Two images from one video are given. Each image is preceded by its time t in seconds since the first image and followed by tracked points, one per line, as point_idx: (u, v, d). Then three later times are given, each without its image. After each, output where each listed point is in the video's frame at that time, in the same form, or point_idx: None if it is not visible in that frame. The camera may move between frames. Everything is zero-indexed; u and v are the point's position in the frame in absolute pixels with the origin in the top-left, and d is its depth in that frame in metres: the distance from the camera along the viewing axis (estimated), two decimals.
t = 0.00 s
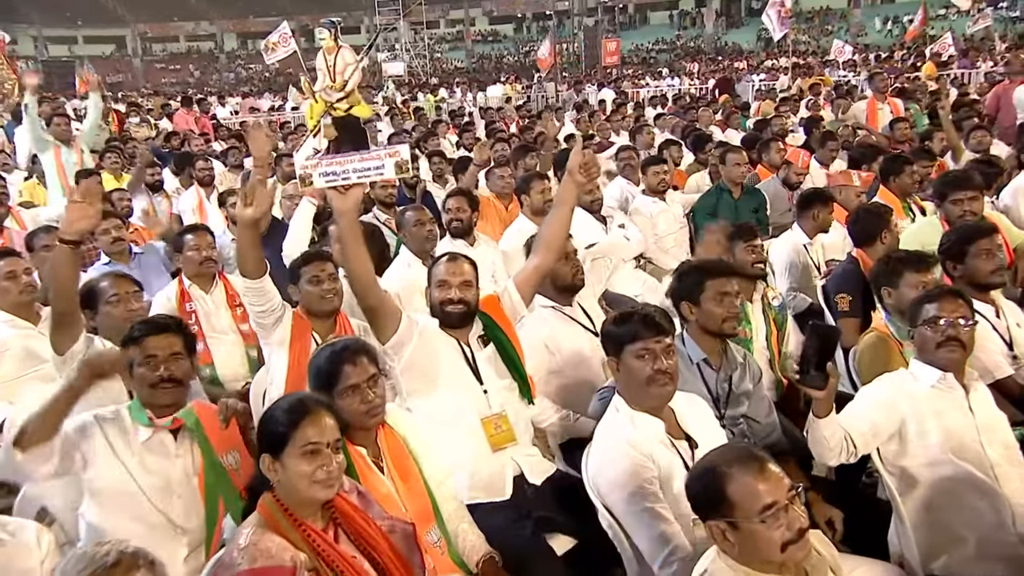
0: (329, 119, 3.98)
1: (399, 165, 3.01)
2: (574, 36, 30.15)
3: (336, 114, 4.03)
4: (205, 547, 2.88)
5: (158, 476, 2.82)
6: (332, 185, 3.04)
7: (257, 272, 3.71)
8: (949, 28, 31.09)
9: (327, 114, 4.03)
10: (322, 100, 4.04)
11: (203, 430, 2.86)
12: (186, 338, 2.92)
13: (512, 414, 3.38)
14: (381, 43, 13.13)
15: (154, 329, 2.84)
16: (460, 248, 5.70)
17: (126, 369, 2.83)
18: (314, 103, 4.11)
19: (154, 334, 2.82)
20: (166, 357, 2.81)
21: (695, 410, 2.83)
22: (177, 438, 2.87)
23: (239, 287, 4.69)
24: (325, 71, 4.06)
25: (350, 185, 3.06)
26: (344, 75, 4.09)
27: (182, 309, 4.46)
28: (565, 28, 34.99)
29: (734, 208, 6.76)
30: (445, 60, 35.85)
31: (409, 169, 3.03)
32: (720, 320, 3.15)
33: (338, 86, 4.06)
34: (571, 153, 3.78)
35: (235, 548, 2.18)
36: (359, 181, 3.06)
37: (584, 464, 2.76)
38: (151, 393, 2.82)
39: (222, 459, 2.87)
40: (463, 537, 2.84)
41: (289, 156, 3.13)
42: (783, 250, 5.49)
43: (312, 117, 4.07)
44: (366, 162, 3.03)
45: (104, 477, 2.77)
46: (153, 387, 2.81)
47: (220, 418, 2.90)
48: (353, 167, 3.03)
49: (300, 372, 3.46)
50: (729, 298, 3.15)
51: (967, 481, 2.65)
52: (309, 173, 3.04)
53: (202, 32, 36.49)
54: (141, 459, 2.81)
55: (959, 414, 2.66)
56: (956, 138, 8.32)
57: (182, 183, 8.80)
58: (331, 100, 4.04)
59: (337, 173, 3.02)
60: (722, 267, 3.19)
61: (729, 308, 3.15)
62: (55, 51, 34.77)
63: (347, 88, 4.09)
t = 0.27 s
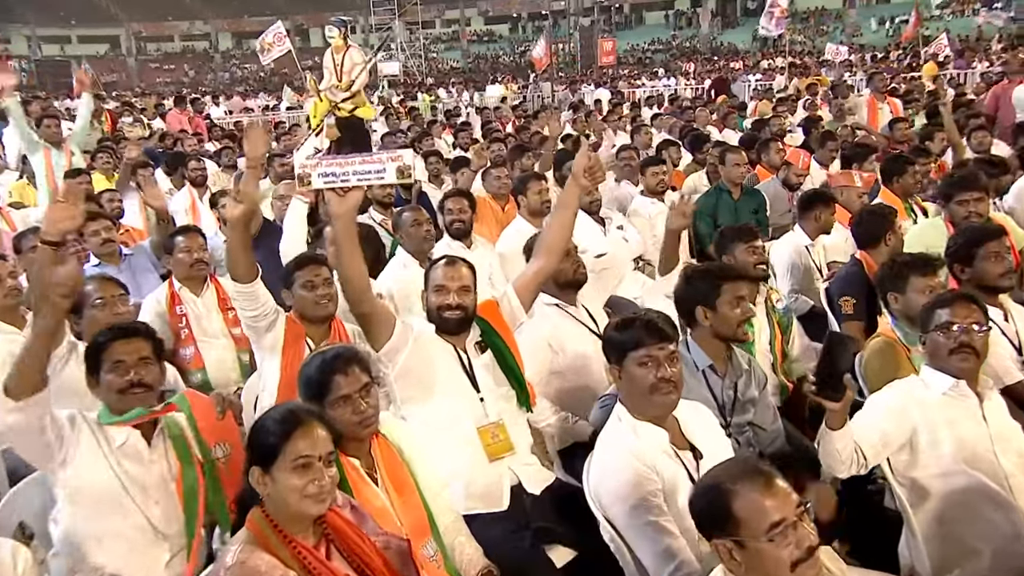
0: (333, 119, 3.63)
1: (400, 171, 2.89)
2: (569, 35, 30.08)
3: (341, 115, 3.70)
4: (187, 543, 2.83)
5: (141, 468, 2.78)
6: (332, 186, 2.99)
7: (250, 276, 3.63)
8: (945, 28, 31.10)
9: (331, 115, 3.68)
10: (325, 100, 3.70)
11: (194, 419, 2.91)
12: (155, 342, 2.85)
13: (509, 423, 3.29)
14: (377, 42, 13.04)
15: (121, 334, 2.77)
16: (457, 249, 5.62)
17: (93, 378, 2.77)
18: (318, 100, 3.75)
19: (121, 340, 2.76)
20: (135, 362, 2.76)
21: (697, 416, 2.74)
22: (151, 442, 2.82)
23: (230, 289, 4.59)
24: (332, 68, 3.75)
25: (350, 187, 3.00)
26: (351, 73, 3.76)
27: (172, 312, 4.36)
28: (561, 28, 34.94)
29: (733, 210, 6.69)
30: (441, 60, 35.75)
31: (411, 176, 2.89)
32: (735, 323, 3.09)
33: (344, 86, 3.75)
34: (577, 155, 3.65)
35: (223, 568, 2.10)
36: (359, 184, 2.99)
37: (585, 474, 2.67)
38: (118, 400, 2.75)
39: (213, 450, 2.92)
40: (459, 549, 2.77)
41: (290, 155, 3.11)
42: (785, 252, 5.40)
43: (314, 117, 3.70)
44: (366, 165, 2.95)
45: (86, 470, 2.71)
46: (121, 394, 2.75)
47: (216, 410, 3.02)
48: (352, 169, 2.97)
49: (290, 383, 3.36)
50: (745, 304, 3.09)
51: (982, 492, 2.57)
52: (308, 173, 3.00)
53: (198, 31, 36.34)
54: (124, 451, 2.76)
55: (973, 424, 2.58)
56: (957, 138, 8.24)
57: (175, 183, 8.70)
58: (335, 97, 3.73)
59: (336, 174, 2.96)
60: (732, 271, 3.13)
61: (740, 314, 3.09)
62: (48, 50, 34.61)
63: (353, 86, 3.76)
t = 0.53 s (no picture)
0: (337, 110, 3.45)
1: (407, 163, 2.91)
2: (565, 35, 29.99)
3: (344, 105, 3.51)
4: (168, 554, 2.70)
5: (114, 482, 2.64)
6: (335, 180, 2.95)
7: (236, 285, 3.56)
8: (940, 28, 31.08)
9: (335, 105, 3.51)
10: (328, 91, 3.54)
11: (168, 432, 2.77)
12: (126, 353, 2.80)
13: (510, 433, 3.18)
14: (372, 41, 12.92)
15: (92, 344, 2.72)
16: (455, 252, 5.53)
17: (61, 391, 2.69)
18: (321, 92, 3.58)
19: (92, 351, 2.71)
20: (109, 374, 2.71)
21: (706, 427, 2.63)
22: (121, 454, 2.68)
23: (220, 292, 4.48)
24: (336, 57, 3.60)
25: (353, 181, 2.96)
26: (356, 62, 3.59)
27: (161, 317, 4.25)
28: (557, 28, 34.85)
29: (733, 210, 6.60)
30: (436, 60, 35.62)
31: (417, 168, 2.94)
32: (744, 330, 2.99)
33: (348, 77, 3.59)
34: (583, 159, 3.57)
35: None
36: (362, 177, 2.95)
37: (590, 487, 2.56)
38: (90, 411, 2.68)
39: (192, 462, 2.77)
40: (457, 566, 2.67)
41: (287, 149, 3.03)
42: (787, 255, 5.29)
43: (317, 108, 3.53)
44: (370, 158, 2.93)
45: (56, 481, 2.58)
46: (94, 407, 2.69)
47: (195, 422, 2.88)
48: (356, 162, 2.93)
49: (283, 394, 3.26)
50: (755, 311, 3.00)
51: (1002, 508, 2.50)
52: (311, 167, 2.94)
53: (192, 31, 36.13)
54: (94, 463, 2.62)
55: (994, 436, 2.50)
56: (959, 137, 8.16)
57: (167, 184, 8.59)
58: (339, 88, 3.56)
59: (340, 168, 2.92)
60: (744, 276, 3.04)
61: (750, 318, 3.00)
62: (41, 50, 34.41)
63: (358, 75, 3.60)
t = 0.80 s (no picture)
0: (340, 112, 3.33)
1: (410, 169, 2.90)
2: (562, 35, 29.91)
3: (348, 107, 3.38)
4: (150, 570, 2.61)
5: (93, 496, 2.53)
6: (335, 184, 2.92)
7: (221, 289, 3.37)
8: (937, 28, 31.05)
9: (337, 108, 3.36)
10: (332, 91, 3.41)
11: (141, 441, 2.64)
12: (100, 362, 2.69)
13: (513, 445, 3.08)
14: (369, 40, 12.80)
15: (62, 357, 2.61)
16: (453, 255, 5.43)
17: (34, 406, 2.60)
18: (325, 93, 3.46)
19: (63, 361, 2.61)
20: (80, 385, 2.59)
21: (720, 441, 2.52)
22: (98, 466, 2.57)
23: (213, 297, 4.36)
24: (342, 57, 3.49)
25: (354, 187, 2.94)
26: (363, 63, 3.47)
27: (153, 323, 4.12)
28: (553, 28, 34.76)
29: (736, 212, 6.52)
30: (433, 59, 35.51)
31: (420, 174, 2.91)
32: (749, 338, 2.87)
33: (354, 78, 3.47)
34: (590, 165, 3.47)
35: None
36: (363, 183, 2.94)
37: (598, 503, 2.44)
38: (63, 424, 2.58)
39: (166, 474, 2.65)
40: None
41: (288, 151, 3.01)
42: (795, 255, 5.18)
43: (319, 108, 3.41)
44: (372, 163, 2.92)
45: (30, 496, 2.46)
46: (67, 419, 2.58)
47: (172, 428, 2.74)
48: (358, 165, 2.92)
49: (281, 406, 3.15)
50: (757, 318, 2.87)
51: None
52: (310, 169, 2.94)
53: (188, 31, 35.96)
54: (71, 478, 2.51)
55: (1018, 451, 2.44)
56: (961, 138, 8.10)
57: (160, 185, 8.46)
58: (344, 89, 3.44)
59: (340, 172, 2.90)
60: (753, 282, 2.91)
61: (754, 327, 2.87)
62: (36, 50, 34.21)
63: (365, 77, 3.48)
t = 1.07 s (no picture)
0: (333, 114, 3.27)
1: (406, 171, 2.78)
2: (559, 35, 29.86)
3: (342, 108, 3.31)
4: None
5: (81, 512, 2.42)
6: (329, 188, 2.82)
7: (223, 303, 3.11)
8: (934, 28, 31.04)
9: (332, 107, 3.31)
10: (326, 91, 3.34)
11: (131, 454, 2.56)
12: (84, 373, 2.62)
13: (515, 457, 3.00)
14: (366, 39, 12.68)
15: (48, 366, 2.54)
16: (451, 257, 5.34)
17: (17, 420, 2.51)
18: (318, 93, 3.38)
19: (46, 374, 2.53)
20: (64, 397, 2.52)
21: (732, 457, 2.43)
22: (87, 482, 2.46)
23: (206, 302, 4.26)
24: (335, 55, 3.36)
25: (348, 189, 2.82)
26: (357, 62, 3.36)
27: (144, 330, 4.03)
28: (551, 28, 34.70)
29: (738, 214, 6.43)
30: (430, 59, 35.42)
31: (417, 176, 2.79)
32: (735, 346, 2.78)
33: (348, 77, 3.36)
34: (594, 169, 3.40)
35: None
36: (358, 186, 2.83)
37: (605, 519, 2.34)
38: (45, 439, 2.49)
39: (154, 490, 2.58)
40: None
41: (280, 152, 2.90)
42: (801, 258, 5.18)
43: (313, 108, 3.36)
44: (368, 164, 2.80)
45: (15, 511, 2.35)
46: (51, 432, 2.49)
47: (161, 443, 2.66)
48: (352, 168, 2.81)
49: (270, 419, 3.10)
50: (746, 324, 2.77)
51: None
52: (303, 172, 2.84)
53: (184, 31, 35.80)
54: (60, 493, 2.40)
55: None
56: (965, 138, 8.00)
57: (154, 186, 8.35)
58: (338, 89, 3.35)
59: (334, 173, 2.80)
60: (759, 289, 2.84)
61: (750, 335, 2.77)
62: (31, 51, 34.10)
63: (359, 76, 3.37)
